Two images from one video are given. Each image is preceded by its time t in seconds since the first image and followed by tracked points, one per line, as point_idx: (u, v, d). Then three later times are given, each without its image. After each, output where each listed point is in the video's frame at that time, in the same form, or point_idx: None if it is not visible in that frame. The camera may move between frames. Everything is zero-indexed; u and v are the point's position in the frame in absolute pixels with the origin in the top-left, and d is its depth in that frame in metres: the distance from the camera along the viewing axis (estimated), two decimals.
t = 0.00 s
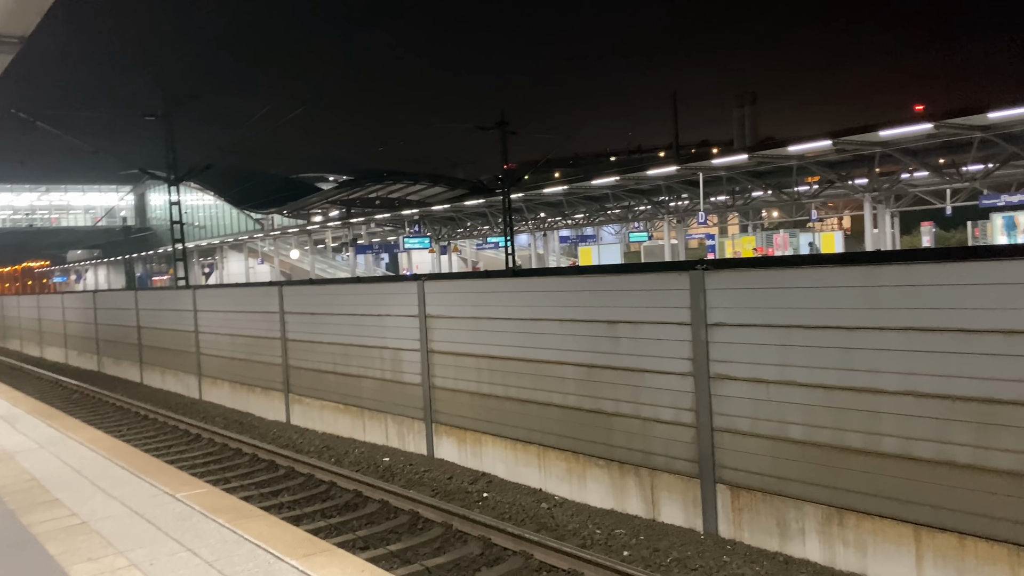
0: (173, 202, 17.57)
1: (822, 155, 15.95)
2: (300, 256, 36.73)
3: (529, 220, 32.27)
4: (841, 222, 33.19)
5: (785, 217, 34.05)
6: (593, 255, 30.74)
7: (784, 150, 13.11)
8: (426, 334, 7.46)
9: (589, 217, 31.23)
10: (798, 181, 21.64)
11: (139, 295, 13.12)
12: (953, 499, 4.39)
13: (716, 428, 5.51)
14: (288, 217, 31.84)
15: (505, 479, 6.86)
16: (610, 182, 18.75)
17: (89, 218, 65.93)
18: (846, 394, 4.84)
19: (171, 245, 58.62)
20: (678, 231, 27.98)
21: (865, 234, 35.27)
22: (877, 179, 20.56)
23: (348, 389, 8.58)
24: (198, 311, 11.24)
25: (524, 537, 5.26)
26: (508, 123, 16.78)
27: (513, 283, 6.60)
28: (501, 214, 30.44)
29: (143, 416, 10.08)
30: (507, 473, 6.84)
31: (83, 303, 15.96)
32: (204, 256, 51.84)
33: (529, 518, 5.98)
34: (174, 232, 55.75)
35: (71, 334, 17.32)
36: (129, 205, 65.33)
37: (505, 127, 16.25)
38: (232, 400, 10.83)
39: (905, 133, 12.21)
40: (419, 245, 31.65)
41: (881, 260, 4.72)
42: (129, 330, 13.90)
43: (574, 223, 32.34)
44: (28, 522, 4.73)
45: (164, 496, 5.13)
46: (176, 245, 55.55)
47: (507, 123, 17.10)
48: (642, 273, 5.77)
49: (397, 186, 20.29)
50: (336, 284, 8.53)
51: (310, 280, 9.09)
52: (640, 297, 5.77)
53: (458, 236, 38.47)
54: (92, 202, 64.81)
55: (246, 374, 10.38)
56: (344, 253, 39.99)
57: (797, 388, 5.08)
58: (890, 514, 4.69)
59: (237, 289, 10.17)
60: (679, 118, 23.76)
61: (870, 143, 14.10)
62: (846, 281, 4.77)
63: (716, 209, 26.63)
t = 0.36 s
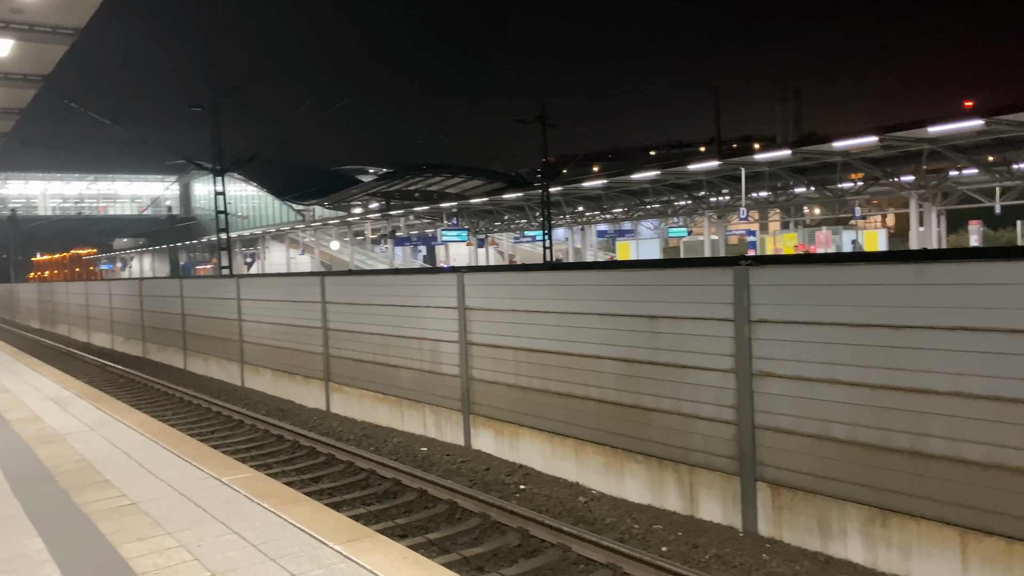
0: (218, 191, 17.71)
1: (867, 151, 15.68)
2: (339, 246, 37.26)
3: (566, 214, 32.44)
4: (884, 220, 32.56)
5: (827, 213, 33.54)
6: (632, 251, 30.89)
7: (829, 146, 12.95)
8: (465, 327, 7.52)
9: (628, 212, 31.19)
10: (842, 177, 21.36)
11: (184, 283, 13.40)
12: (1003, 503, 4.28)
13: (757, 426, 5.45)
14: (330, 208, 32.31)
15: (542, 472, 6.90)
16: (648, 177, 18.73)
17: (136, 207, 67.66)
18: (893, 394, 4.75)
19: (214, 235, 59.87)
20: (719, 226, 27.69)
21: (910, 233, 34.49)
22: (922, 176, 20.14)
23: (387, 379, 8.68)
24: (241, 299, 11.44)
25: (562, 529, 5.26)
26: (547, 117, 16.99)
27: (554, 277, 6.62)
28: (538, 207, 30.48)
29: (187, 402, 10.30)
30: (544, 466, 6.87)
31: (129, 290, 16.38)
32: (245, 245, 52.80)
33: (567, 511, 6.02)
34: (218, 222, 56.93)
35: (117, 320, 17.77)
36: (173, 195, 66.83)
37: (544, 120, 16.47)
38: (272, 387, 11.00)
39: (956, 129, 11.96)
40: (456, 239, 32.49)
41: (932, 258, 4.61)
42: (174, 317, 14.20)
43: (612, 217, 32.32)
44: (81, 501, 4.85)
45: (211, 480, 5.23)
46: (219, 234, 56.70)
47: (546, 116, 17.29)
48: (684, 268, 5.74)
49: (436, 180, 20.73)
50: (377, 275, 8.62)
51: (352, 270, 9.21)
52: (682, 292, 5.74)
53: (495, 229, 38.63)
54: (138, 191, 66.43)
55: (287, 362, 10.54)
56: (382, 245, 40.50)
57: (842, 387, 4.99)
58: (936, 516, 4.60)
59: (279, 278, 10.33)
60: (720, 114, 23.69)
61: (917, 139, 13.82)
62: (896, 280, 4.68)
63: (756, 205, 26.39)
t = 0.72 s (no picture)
0: (250, 187, 17.88)
1: (904, 147, 15.42)
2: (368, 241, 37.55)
3: (596, 210, 32.48)
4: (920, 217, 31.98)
5: (861, 210, 33.04)
6: (662, 247, 30.84)
7: (867, 143, 12.87)
8: (496, 323, 7.54)
9: (657, 208, 31.08)
10: (876, 173, 21.09)
11: (217, 278, 13.55)
12: None
13: (793, 425, 5.30)
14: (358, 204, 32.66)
15: (573, 468, 6.89)
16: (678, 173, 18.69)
17: (169, 201, 68.85)
18: (934, 394, 4.55)
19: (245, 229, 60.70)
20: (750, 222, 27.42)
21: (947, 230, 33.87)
22: (959, 173, 19.75)
23: (418, 374, 8.71)
24: (273, 294, 11.53)
25: (594, 527, 5.21)
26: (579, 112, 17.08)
27: (586, 273, 6.61)
28: (567, 202, 30.49)
29: (220, 394, 10.43)
30: (575, 463, 6.86)
31: (163, 284, 16.63)
32: (276, 239, 53.47)
33: (599, 508, 6.01)
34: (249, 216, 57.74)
35: (151, 314, 18.04)
36: (205, 189, 67.89)
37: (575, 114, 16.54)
38: (304, 380, 11.09)
39: (998, 124, 11.73)
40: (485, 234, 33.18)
41: (976, 256, 4.43)
42: (206, 311, 14.37)
43: (642, 213, 32.21)
44: (121, 492, 4.91)
45: (248, 472, 5.28)
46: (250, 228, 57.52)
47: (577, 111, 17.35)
48: (718, 265, 5.65)
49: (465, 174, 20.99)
50: (407, 270, 8.66)
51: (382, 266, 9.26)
52: (715, 289, 5.65)
53: (523, 224, 38.73)
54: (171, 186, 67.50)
55: (318, 356, 10.62)
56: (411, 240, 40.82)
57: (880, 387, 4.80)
58: (978, 519, 4.40)
59: (311, 273, 10.39)
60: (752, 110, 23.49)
61: (955, 135, 13.57)
62: (937, 278, 4.49)
63: (789, 201, 26.13)
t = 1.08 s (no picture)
0: (272, 186, 17.97)
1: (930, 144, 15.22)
2: (388, 240, 37.73)
3: (616, 208, 32.47)
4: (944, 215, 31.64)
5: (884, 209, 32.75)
6: (683, 246, 30.82)
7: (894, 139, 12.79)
8: (519, 321, 7.56)
9: (677, 207, 30.98)
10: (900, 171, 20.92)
11: (240, 276, 13.63)
12: None
13: (820, 425, 5.23)
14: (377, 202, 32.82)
15: (597, 467, 6.89)
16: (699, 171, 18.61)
17: (190, 200, 69.56)
18: (965, 395, 4.45)
19: (266, 227, 61.19)
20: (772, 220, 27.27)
21: (972, 228, 33.42)
22: (986, 170, 19.50)
23: (440, 371, 8.74)
24: (296, 291, 11.58)
25: (619, 526, 5.17)
26: (599, 110, 17.04)
27: (610, 272, 6.60)
28: (586, 201, 30.51)
29: (244, 391, 10.51)
30: (599, 462, 6.85)
31: (187, 282, 16.75)
32: (296, 238, 53.81)
33: (624, 507, 6.01)
34: (270, 215, 58.19)
35: (174, 311, 18.18)
36: (226, 188, 68.55)
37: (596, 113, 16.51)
38: (327, 378, 11.13)
39: None
40: (505, 233, 33.39)
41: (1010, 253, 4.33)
42: (230, 309, 14.46)
43: (661, 212, 32.13)
44: (151, 487, 4.95)
45: (276, 469, 5.32)
46: (271, 227, 57.97)
47: (597, 109, 17.31)
48: (744, 264, 5.61)
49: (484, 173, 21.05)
50: (430, 268, 8.68)
51: (405, 264, 9.29)
52: (741, 288, 5.62)
53: (542, 223, 38.79)
54: (192, 185, 68.12)
55: (341, 353, 10.66)
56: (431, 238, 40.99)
57: (910, 386, 4.71)
58: (1012, 522, 4.28)
59: (335, 271, 10.44)
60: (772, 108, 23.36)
61: (982, 132, 13.40)
62: (969, 276, 4.40)
63: (811, 199, 25.96)
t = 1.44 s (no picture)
0: (287, 186, 18.00)
1: (947, 142, 15.09)
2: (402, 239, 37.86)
3: (630, 207, 32.47)
4: (961, 213, 31.41)
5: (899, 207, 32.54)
6: (698, 244, 30.80)
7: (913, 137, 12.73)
8: (535, 320, 7.56)
9: (691, 206, 30.94)
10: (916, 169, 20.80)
11: (256, 275, 13.68)
12: None
13: (840, 425, 5.19)
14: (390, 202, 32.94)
15: (613, 467, 6.88)
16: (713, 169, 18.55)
17: (205, 200, 70.11)
18: (988, 395, 4.40)
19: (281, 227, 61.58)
20: (788, 219, 27.19)
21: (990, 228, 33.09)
22: (1004, 168, 19.34)
23: (456, 371, 8.75)
24: (312, 291, 11.61)
25: (637, 526, 5.16)
26: (612, 109, 17.01)
27: (626, 271, 6.59)
28: (599, 200, 30.53)
29: (260, 390, 10.56)
30: (616, 462, 6.85)
31: (203, 281, 16.83)
32: (310, 237, 54.03)
33: (641, 507, 6.01)
34: (285, 214, 58.53)
35: (191, 311, 18.28)
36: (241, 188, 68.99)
37: (610, 112, 16.49)
38: (342, 377, 11.15)
39: None
40: (518, 232, 33.43)
41: None
42: (246, 309, 14.51)
43: (675, 211, 32.10)
44: (173, 485, 4.98)
45: (296, 467, 5.34)
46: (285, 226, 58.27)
47: (610, 108, 17.28)
48: (763, 263, 5.59)
49: (496, 172, 21.07)
50: (445, 268, 8.69)
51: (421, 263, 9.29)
52: (760, 287, 5.59)
53: (556, 222, 38.87)
54: (207, 184, 68.56)
55: (356, 353, 10.68)
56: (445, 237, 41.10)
57: (931, 386, 4.67)
58: None
59: (350, 271, 10.45)
60: (786, 106, 23.27)
61: (1000, 129, 13.29)
62: (992, 275, 4.34)
63: (827, 197, 25.85)
